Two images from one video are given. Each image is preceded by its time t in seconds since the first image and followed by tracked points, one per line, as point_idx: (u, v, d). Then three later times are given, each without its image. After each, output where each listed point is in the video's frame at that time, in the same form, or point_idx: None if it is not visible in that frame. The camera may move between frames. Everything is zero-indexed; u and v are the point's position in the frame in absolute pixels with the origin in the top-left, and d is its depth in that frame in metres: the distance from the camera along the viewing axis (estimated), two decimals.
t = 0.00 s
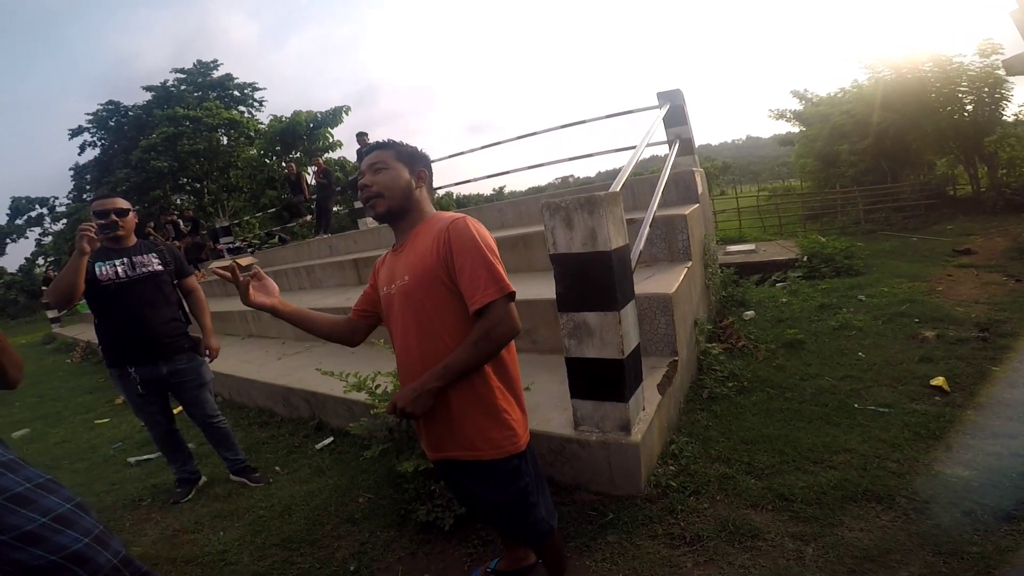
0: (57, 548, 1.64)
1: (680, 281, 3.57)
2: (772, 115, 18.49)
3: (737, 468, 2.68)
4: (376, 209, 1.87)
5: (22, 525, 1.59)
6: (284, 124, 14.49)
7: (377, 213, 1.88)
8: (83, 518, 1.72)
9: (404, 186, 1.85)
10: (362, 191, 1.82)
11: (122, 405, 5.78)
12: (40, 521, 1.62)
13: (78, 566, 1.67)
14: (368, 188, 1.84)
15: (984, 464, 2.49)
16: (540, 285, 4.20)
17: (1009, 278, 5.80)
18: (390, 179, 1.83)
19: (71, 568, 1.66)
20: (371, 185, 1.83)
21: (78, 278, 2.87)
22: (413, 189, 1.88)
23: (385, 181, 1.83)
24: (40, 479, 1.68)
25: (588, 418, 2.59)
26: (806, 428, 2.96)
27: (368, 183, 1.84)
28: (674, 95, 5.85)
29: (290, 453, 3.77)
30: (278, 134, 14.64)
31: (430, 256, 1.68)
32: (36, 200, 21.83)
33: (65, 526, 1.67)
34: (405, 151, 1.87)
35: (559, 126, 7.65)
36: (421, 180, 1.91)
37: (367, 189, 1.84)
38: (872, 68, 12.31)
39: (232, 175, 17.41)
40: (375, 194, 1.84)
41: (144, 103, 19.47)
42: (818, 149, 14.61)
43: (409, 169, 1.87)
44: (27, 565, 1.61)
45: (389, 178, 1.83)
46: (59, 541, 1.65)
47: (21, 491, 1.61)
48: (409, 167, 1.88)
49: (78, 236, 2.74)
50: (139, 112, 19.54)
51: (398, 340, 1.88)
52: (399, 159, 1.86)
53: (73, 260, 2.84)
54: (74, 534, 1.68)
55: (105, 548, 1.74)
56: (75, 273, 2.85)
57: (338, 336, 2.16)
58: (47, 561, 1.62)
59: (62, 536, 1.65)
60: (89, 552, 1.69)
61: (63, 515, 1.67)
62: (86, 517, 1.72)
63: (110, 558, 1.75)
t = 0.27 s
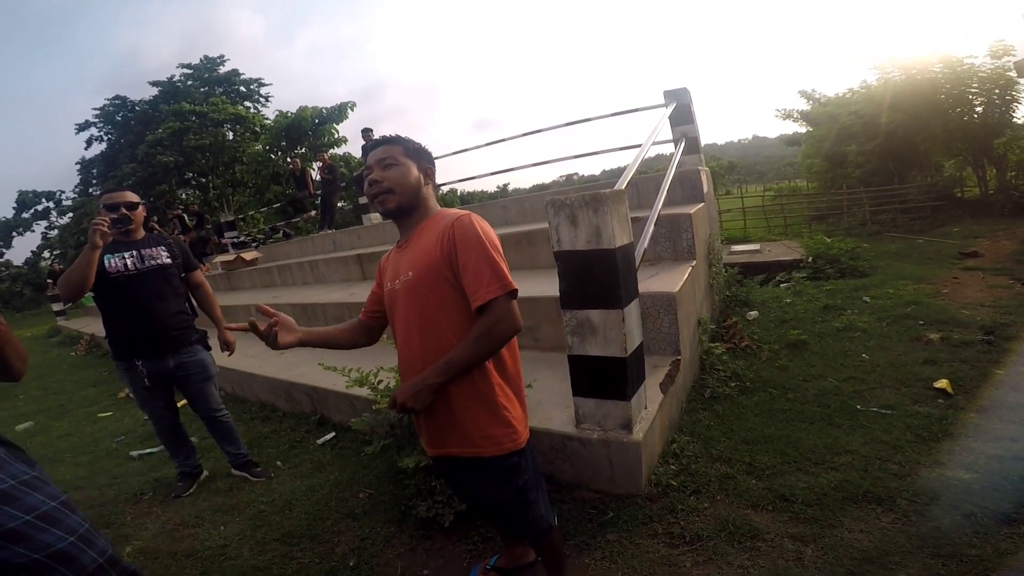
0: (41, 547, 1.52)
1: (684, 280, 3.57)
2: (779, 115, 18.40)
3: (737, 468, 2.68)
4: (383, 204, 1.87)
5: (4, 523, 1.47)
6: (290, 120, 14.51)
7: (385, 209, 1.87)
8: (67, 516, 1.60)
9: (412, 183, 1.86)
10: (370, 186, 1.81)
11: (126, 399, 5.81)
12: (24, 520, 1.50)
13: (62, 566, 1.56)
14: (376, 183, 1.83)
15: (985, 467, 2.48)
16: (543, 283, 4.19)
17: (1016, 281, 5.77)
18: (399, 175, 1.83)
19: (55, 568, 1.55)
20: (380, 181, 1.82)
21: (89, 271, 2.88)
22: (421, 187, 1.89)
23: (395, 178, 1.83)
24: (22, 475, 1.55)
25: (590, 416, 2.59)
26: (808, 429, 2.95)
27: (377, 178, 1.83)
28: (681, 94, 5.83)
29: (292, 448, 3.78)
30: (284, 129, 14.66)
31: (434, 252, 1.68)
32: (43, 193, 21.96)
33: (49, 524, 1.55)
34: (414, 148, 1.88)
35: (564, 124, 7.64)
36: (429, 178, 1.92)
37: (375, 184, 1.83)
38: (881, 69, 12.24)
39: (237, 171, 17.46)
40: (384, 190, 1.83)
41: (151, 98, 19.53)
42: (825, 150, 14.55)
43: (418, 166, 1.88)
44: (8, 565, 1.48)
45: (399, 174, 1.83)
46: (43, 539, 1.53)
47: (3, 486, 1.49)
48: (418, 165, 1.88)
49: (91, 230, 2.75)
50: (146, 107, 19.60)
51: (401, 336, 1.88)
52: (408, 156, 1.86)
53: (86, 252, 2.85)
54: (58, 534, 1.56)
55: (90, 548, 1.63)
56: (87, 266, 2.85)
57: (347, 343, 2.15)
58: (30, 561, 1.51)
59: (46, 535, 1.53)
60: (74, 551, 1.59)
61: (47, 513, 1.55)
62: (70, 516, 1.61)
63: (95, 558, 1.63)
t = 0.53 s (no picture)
0: (52, 530, 1.51)
1: (688, 280, 3.55)
2: (786, 116, 18.30)
3: (738, 469, 2.67)
4: (388, 199, 1.86)
5: (15, 507, 1.46)
6: (296, 114, 14.52)
7: (389, 205, 1.87)
8: (75, 499, 1.59)
9: (416, 180, 1.85)
10: (375, 181, 1.80)
11: (128, 391, 5.84)
12: (34, 503, 1.49)
13: (73, 550, 1.54)
14: (381, 178, 1.82)
15: (986, 470, 2.47)
16: (546, 280, 4.18)
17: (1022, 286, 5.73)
18: (403, 171, 1.82)
19: (67, 552, 1.53)
20: (384, 176, 1.82)
21: (101, 262, 2.88)
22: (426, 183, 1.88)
23: (400, 174, 1.82)
24: (30, 459, 1.55)
25: (591, 415, 2.58)
26: (809, 431, 2.94)
27: (382, 174, 1.82)
28: (688, 93, 5.80)
29: (292, 442, 3.79)
30: (290, 124, 14.67)
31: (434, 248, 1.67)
32: (49, 184, 22.04)
33: (59, 506, 1.54)
34: (419, 143, 1.87)
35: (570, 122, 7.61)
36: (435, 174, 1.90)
37: (381, 179, 1.82)
38: (891, 71, 12.15)
39: (243, 164, 17.49)
40: (388, 185, 1.82)
41: (158, 91, 19.57)
42: (833, 151, 14.47)
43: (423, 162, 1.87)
44: (19, 550, 1.48)
45: (404, 170, 1.82)
46: (55, 522, 1.52)
47: (11, 469, 1.49)
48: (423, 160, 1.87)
49: (105, 222, 2.76)
50: (153, 100, 19.64)
51: (401, 330, 1.88)
52: (413, 151, 1.85)
53: (99, 244, 2.86)
54: (68, 516, 1.55)
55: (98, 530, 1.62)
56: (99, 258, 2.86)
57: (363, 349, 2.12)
58: (40, 545, 1.49)
59: (55, 518, 1.52)
60: (86, 534, 1.57)
61: (57, 495, 1.55)
62: (80, 498, 1.60)
63: (107, 541, 1.62)
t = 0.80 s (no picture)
0: (82, 506, 1.43)
1: (692, 280, 3.54)
2: (794, 117, 18.21)
3: (737, 470, 2.66)
4: (389, 194, 1.86)
5: (45, 481, 1.38)
6: (302, 108, 14.53)
7: (390, 200, 1.87)
8: (102, 474, 1.52)
9: (417, 175, 1.83)
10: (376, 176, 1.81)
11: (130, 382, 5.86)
12: (64, 477, 1.42)
13: (105, 526, 1.46)
14: (383, 173, 1.82)
15: (986, 476, 2.45)
16: (548, 278, 4.18)
17: None
18: (405, 167, 1.81)
19: (98, 529, 1.45)
20: (385, 172, 1.82)
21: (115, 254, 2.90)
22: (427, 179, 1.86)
23: (400, 169, 1.81)
24: (55, 432, 1.47)
25: (591, 414, 2.58)
26: (810, 434, 2.92)
27: (382, 169, 1.83)
28: (696, 94, 5.77)
29: (291, 435, 3.79)
30: (297, 118, 14.69)
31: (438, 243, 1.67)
32: (56, 175, 22.15)
33: (88, 481, 1.47)
34: (422, 138, 1.85)
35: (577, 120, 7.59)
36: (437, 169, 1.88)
37: (382, 174, 1.82)
38: (902, 74, 12.07)
39: (249, 157, 17.52)
40: (388, 180, 1.82)
41: (167, 84, 19.62)
42: (840, 154, 14.40)
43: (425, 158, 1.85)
44: (48, 527, 1.38)
45: (404, 165, 1.81)
46: (84, 498, 1.44)
47: (39, 442, 1.41)
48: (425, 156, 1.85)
49: (120, 217, 2.76)
50: (161, 93, 19.69)
51: (403, 326, 1.87)
52: (415, 147, 1.84)
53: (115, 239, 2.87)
54: (98, 490, 1.48)
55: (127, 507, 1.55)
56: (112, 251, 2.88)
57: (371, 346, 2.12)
58: (72, 522, 1.41)
59: (85, 493, 1.45)
60: (115, 510, 1.50)
61: (85, 470, 1.47)
62: (107, 473, 1.53)
63: (133, 519, 1.55)
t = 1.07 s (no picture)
0: (126, 501, 1.41)
1: (696, 279, 3.53)
2: (800, 117, 18.14)
3: (740, 470, 2.65)
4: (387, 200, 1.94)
5: (92, 476, 1.36)
6: (307, 106, 14.55)
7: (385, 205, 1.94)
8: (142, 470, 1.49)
9: (394, 177, 1.84)
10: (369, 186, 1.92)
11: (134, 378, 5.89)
12: (109, 473, 1.39)
13: (148, 520, 1.44)
14: (374, 182, 1.92)
15: (990, 476, 2.44)
16: (552, 276, 4.18)
17: None
18: (385, 172, 1.85)
19: (142, 523, 1.42)
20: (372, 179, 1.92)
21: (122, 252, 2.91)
22: (407, 179, 1.84)
23: (380, 175, 1.87)
24: (96, 429, 1.44)
25: (595, 413, 2.58)
26: (813, 434, 2.91)
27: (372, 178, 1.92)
28: (701, 93, 5.75)
29: (294, 432, 3.81)
30: (302, 115, 14.72)
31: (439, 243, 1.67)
32: (63, 171, 22.26)
33: (131, 477, 1.44)
34: (398, 138, 1.82)
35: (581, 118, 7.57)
36: (416, 168, 1.82)
37: (373, 183, 1.92)
38: (909, 74, 12.01)
39: (253, 155, 17.56)
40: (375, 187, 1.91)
41: (172, 82, 19.67)
42: (846, 153, 14.34)
43: (401, 158, 1.83)
44: (95, 522, 1.35)
45: (382, 170, 1.86)
46: (128, 493, 1.42)
47: (83, 438, 1.38)
48: (402, 157, 1.83)
49: (129, 217, 2.77)
50: (166, 91, 19.75)
51: (406, 324, 1.88)
52: (392, 148, 1.83)
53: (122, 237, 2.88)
54: (141, 486, 1.45)
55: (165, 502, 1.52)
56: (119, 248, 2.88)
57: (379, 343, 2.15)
58: (118, 516, 1.38)
59: (130, 488, 1.42)
60: (156, 504, 1.47)
61: (127, 466, 1.45)
62: (147, 470, 1.50)
63: (172, 513, 1.52)
